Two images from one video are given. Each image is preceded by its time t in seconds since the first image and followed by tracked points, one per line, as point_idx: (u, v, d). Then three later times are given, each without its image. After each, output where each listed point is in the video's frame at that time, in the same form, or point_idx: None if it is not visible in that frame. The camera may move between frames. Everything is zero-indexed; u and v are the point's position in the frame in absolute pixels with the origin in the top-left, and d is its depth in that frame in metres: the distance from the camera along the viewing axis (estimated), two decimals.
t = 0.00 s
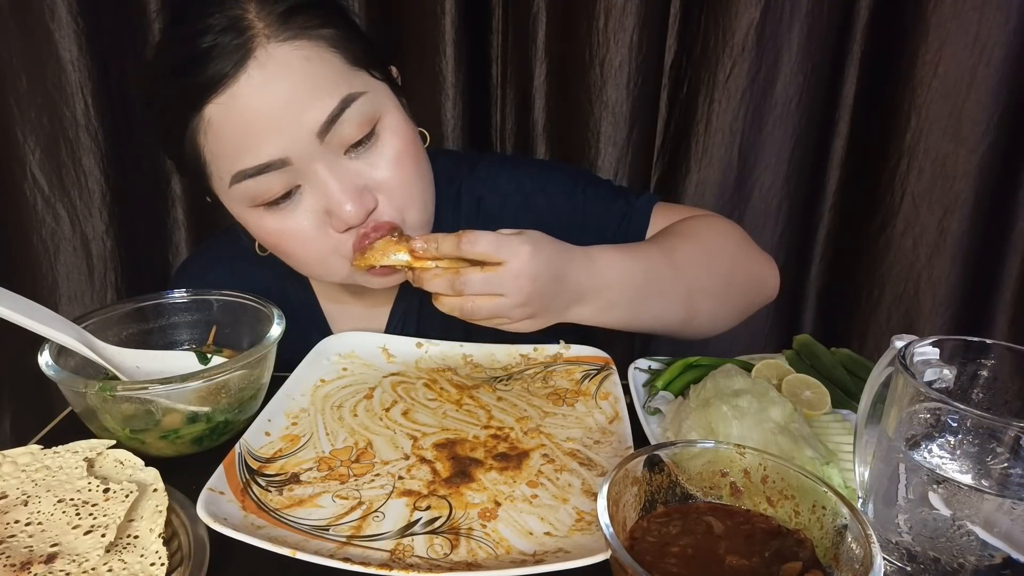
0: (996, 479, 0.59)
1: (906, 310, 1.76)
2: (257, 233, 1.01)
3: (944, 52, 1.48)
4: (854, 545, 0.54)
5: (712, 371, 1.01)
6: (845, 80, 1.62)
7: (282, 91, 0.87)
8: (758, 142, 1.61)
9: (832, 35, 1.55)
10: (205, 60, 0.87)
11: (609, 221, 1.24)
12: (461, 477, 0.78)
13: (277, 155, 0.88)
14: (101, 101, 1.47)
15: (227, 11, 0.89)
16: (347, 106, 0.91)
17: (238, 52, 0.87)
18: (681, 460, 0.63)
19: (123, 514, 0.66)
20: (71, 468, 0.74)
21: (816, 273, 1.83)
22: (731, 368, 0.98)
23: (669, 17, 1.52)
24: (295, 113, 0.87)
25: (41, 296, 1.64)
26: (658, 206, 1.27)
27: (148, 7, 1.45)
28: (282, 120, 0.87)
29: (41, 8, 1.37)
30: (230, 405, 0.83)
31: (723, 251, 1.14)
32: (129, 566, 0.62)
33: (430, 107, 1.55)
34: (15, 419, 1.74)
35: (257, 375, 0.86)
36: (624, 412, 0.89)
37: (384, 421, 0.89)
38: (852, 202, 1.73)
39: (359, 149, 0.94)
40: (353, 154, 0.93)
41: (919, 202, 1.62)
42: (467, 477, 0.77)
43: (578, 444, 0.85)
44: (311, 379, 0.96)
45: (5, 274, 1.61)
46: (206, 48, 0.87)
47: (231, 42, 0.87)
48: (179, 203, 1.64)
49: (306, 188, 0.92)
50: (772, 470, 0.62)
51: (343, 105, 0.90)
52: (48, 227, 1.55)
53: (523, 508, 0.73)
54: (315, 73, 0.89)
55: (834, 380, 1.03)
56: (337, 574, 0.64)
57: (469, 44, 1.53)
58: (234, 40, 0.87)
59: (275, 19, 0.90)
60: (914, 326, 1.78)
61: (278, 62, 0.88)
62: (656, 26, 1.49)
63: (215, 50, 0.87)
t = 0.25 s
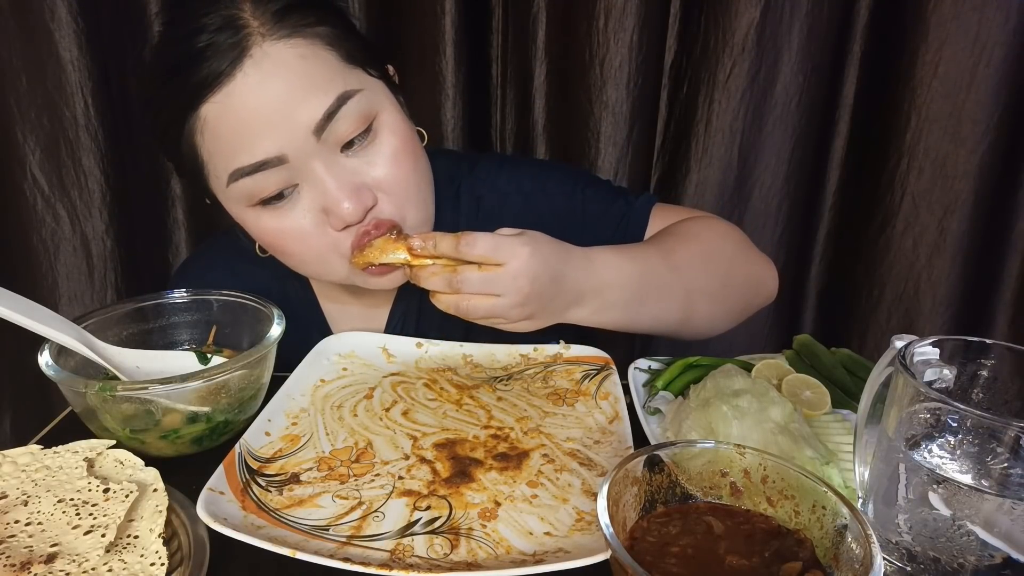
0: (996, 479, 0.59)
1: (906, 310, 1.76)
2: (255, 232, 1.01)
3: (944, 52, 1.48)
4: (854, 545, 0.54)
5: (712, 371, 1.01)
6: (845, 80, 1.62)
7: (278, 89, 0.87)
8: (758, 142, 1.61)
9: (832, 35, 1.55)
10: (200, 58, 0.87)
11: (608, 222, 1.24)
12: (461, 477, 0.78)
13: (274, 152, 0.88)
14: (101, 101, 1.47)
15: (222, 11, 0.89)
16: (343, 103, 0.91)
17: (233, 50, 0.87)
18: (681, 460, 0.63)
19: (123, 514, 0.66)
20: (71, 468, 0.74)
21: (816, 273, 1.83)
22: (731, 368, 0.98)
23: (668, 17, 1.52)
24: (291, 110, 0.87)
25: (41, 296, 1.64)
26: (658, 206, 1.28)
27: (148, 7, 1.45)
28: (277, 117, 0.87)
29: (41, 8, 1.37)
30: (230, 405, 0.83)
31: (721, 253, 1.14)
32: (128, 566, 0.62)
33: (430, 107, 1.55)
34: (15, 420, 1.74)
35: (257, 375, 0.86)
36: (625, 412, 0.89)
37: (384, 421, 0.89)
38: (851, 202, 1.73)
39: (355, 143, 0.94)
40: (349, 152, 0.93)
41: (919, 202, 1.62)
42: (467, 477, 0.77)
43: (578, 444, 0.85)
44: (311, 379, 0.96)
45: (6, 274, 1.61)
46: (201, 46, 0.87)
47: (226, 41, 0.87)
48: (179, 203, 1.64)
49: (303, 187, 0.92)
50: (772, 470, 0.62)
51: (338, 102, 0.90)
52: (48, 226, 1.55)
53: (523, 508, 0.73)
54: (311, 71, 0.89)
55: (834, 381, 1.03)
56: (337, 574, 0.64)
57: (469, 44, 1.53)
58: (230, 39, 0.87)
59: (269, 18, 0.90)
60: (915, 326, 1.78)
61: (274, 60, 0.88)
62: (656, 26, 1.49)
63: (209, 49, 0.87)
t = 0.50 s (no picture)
0: (996, 479, 0.59)
1: (906, 310, 1.76)
2: (254, 234, 1.01)
3: (944, 52, 1.48)
4: (854, 545, 0.54)
5: (712, 371, 1.01)
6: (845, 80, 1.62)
7: (277, 93, 0.87)
8: (758, 142, 1.61)
9: (832, 35, 1.55)
10: (200, 62, 0.87)
11: (607, 221, 1.24)
12: (461, 477, 0.78)
13: (273, 157, 0.88)
14: (101, 101, 1.47)
15: (220, 14, 0.89)
16: (342, 108, 0.91)
17: (232, 55, 0.87)
18: (681, 460, 0.63)
19: (123, 514, 0.66)
20: (72, 468, 0.74)
21: (816, 273, 1.83)
22: (731, 368, 0.98)
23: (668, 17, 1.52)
24: (290, 114, 0.87)
25: (41, 296, 1.64)
26: (657, 206, 1.28)
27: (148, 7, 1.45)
28: (276, 122, 0.87)
29: (41, 8, 1.37)
30: (230, 404, 0.83)
31: (718, 251, 1.14)
32: (128, 566, 0.62)
33: (430, 107, 1.55)
34: (15, 419, 1.74)
35: (257, 375, 0.86)
36: (625, 412, 0.89)
37: (384, 421, 0.89)
38: (851, 202, 1.73)
39: (355, 152, 0.93)
40: (349, 157, 0.93)
41: (919, 202, 1.62)
42: (467, 477, 0.77)
43: (578, 444, 0.85)
44: (311, 379, 0.96)
45: (6, 274, 1.61)
46: (200, 52, 0.87)
47: (225, 45, 0.87)
48: (179, 203, 1.64)
49: (302, 191, 0.92)
50: (773, 470, 0.62)
51: (337, 107, 0.90)
52: (48, 226, 1.55)
53: (523, 508, 0.73)
54: (309, 75, 0.89)
55: (834, 380, 1.03)
56: (338, 574, 0.64)
57: (469, 44, 1.53)
58: (228, 43, 0.87)
59: (267, 22, 0.90)
60: (915, 325, 1.78)
61: (273, 65, 0.88)
62: (656, 26, 1.49)
63: (209, 53, 0.87)
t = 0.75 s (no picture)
0: (996, 479, 0.59)
1: (906, 309, 1.76)
2: (249, 230, 1.01)
3: (944, 52, 1.48)
4: (854, 545, 0.54)
5: (712, 371, 1.01)
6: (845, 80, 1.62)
7: (280, 93, 0.87)
8: (758, 142, 1.61)
9: (832, 35, 1.55)
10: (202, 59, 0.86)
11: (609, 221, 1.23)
12: (461, 477, 0.78)
13: (274, 156, 0.88)
14: (101, 101, 1.47)
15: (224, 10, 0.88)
16: (344, 109, 0.91)
17: (237, 52, 0.86)
18: (681, 459, 0.63)
19: (123, 514, 0.66)
20: (72, 468, 0.74)
21: (816, 273, 1.83)
22: (731, 369, 0.98)
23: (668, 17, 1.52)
24: (293, 115, 0.87)
25: (41, 295, 1.64)
26: (657, 206, 1.27)
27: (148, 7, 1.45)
28: (279, 122, 0.87)
29: (41, 8, 1.37)
30: (230, 404, 0.83)
31: (721, 252, 1.14)
32: (129, 566, 0.62)
33: (430, 107, 1.55)
34: (15, 419, 1.74)
35: (257, 375, 0.86)
36: (624, 412, 0.89)
37: (385, 421, 0.89)
38: (851, 202, 1.73)
39: (358, 153, 0.94)
40: (351, 158, 0.94)
41: (919, 202, 1.62)
42: (467, 478, 0.77)
43: (578, 444, 0.85)
44: (311, 379, 0.96)
45: (6, 274, 1.61)
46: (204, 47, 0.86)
47: (229, 42, 0.86)
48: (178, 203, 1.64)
49: (301, 190, 0.92)
50: (772, 470, 0.62)
51: (340, 108, 0.91)
52: (48, 227, 1.55)
53: (523, 508, 0.73)
54: (313, 75, 0.89)
55: (834, 380, 1.03)
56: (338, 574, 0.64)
57: (469, 44, 1.53)
58: (232, 40, 0.86)
59: (273, 19, 0.89)
60: (915, 325, 1.78)
61: (277, 63, 0.88)
62: (656, 26, 1.49)
63: (213, 49, 0.86)
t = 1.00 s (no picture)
0: (996, 479, 0.59)
1: (906, 310, 1.76)
2: (243, 212, 1.01)
3: (944, 52, 1.48)
4: (854, 545, 0.54)
5: (712, 371, 1.01)
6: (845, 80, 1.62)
7: (281, 73, 0.87)
8: (758, 141, 1.61)
9: (832, 34, 1.55)
10: (202, 49, 0.86)
11: (611, 225, 1.23)
12: (461, 477, 0.78)
13: (271, 134, 0.88)
14: (101, 101, 1.47)
15: None
16: (343, 91, 0.91)
17: (239, 31, 0.86)
18: (680, 459, 0.63)
19: (123, 514, 0.66)
20: (71, 468, 0.74)
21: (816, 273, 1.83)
22: (731, 369, 0.98)
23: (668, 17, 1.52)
24: (292, 94, 0.87)
25: (42, 296, 1.64)
26: (658, 207, 1.28)
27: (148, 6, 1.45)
28: (277, 100, 0.87)
29: (41, 7, 1.37)
30: (230, 405, 0.83)
31: (728, 258, 1.14)
32: (128, 566, 0.62)
33: (430, 107, 1.55)
34: (15, 420, 1.74)
35: (257, 375, 0.86)
36: (625, 412, 0.89)
37: (385, 421, 0.89)
38: (851, 202, 1.73)
39: (355, 137, 0.94)
40: (349, 141, 0.94)
41: (919, 202, 1.62)
42: (467, 478, 0.77)
43: (578, 444, 0.85)
44: (312, 379, 0.96)
45: (6, 275, 1.61)
46: (206, 24, 0.86)
47: (232, 21, 0.86)
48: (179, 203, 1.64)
49: (297, 171, 0.92)
50: (772, 470, 0.62)
51: (340, 90, 0.91)
52: (48, 227, 1.56)
53: (523, 508, 0.73)
54: (315, 56, 0.89)
55: (834, 380, 1.03)
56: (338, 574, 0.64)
57: (469, 44, 1.54)
58: (235, 19, 0.86)
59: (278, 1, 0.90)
60: (915, 325, 1.78)
61: (280, 41, 0.88)
62: (656, 26, 1.49)
63: (216, 27, 0.86)
